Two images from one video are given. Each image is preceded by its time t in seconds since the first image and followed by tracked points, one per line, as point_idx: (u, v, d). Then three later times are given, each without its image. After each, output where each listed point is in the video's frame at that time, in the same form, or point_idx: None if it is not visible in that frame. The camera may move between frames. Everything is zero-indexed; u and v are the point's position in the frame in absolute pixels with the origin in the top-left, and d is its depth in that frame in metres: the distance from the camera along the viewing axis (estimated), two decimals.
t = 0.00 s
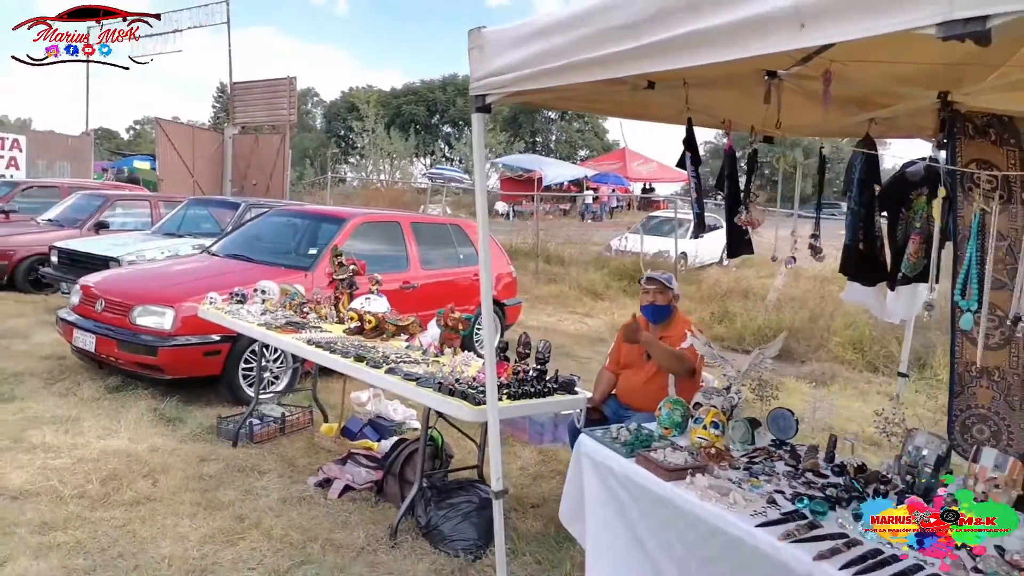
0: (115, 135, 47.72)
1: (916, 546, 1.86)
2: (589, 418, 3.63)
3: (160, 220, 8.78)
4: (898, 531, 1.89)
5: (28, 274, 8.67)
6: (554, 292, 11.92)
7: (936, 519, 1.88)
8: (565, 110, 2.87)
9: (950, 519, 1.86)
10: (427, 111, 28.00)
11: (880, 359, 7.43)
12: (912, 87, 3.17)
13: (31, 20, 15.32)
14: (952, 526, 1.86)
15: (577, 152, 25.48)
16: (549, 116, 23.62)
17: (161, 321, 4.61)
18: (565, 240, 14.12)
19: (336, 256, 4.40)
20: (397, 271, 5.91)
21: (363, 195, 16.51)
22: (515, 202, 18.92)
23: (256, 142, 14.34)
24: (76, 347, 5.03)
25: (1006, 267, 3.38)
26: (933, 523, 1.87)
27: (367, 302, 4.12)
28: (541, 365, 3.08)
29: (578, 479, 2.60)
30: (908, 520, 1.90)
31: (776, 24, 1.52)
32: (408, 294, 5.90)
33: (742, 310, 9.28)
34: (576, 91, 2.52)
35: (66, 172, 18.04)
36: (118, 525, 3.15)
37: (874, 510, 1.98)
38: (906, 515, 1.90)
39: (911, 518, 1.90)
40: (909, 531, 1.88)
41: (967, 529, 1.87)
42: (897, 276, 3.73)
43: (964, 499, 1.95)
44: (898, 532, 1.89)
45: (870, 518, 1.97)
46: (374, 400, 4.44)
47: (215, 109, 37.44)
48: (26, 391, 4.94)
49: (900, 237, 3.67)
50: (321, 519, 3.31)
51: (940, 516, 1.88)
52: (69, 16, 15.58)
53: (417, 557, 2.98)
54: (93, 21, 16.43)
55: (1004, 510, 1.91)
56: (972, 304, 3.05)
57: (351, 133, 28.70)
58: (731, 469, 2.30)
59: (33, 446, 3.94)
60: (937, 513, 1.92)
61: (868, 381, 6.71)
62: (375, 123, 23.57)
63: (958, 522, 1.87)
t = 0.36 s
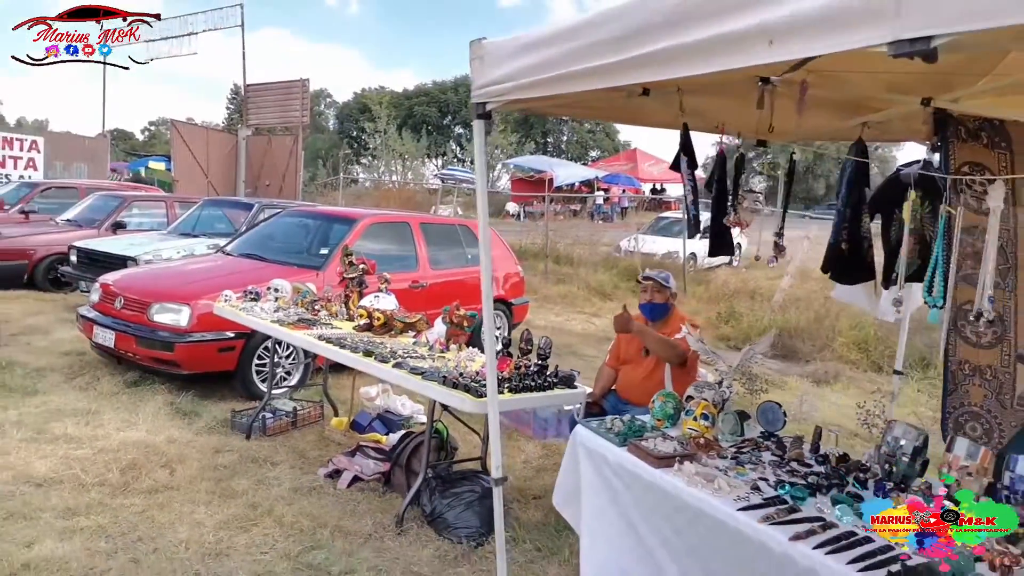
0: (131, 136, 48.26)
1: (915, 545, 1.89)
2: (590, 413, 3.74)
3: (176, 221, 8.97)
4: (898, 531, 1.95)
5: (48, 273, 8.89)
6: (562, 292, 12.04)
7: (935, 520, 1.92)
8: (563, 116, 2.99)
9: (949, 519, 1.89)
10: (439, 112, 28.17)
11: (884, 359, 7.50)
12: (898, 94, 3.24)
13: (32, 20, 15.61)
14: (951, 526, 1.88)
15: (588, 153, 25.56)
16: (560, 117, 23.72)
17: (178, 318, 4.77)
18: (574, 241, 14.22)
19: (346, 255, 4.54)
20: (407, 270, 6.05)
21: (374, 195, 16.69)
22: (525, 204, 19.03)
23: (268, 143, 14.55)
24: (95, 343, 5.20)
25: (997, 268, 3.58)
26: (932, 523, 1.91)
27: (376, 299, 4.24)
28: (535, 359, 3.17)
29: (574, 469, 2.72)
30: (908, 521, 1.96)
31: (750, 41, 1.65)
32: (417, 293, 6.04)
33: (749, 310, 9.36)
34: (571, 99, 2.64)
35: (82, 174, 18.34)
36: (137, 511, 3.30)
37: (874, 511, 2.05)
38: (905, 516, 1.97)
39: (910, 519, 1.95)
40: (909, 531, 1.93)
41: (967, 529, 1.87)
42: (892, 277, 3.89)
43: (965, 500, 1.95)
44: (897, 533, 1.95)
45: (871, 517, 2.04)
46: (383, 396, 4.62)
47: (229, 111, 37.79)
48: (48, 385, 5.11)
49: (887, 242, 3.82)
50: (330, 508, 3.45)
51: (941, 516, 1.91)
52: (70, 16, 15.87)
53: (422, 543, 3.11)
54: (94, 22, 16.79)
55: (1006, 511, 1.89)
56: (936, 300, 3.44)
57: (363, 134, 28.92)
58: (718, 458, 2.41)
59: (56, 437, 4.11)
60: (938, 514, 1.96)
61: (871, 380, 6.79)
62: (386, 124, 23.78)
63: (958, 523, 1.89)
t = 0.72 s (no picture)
0: (132, 140, 48.44)
1: (915, 546, 1.83)
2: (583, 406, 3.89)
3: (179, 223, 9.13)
4: (898, 531, 1.87)
5: (53, 275, 9.04)
6: (560, 294, 12.20)
7: (935, 520, 1.86)
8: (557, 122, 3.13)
9: (950, 520, 1.85)
10: (438, 116, 28.35)
11: (874, 359, 7.67)
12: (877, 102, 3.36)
13: (32, 21, 15.76)
14: (951, 526, 1.85)
15: (587, 157, 25.75)
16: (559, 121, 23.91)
17: (185, 317, 4.92)
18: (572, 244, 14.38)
19: (349, 256, 4.70)
20: (407, 271, 6.21)
21: (374, 199, 16.85)
22: (524, 207, 19.20)
23: (269, 147, 14.71)
24: (104, 342, 5.34)
25: (977, 268, 3.87)
26: (933, 523, 1.86)
27: (378, 299, 4.37)
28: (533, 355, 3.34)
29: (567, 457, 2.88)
30: (908, 521, 1.89)
31: (722, 58, 1.81)
32: (417, 293, 6.19)
33: (743, 311, 9.53)
34: (563, 108, 2.78)
35: (84, 178, 18.50)
36: (150, 499, 3.45)
37: (875, 510, 1.97)
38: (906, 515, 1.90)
39: (910, 518, 1.89)
40: (909, 531, 1.86)
41: (967, 530, 1.84)
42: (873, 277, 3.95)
43: (964, 500, 1.93)
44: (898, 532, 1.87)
45: (872, 519, 1.96)
46: (384, 392, 4.75)
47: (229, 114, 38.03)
48: (59, 382, 5.26)
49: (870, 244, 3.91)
50: (334, 497, 3.60)
51: (940, 516, 1.87)
52: (69, 16, 16.04)
53: (422, 530, 3.25)
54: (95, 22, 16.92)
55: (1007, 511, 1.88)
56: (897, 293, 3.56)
57: (363, 138, 29.10)
58: (701, 445, 2.57)
59: (69, 431, 4.26)
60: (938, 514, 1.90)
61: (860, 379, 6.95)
62: (386, 127, 23.95)
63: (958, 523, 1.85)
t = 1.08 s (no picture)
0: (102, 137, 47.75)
1: (916, 545, 1.93)
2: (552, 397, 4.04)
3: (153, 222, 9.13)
4: (898, 531, 1.96)
5: (26, 273, 9.00)
6: (534, 292, 12.36)
7: (935, 521, 1.96)
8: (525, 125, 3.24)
9: (950, 520, 1.96)
10: (413, 114, 28.36)
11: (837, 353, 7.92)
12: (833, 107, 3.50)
13: (34, 21, 15.78)
14: (952, 526, 1.96)
15: (562, 156, 25.94)
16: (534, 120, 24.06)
17: (162, 314, 4.99)
18: (547, 241, 14.53)
19: (325, 253, 4.80)
20: (382, 269, 6.32)
21: (349, 197, 16.87)
22: (499, 205, 19.33)
23: (244, 145, 14.68)
24: (81, 339, 5.39)
25: (926, 264, 4.10)
26: (933, 523, 1.96)
27: (354, 295, 4.49)
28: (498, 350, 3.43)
29: (536, 442, 3.04)
30: (908, 521, 1.99)
31: (672, 71, 1.96)
32: (393, 290, 6.31)
33: (713, 308, 9.76)
34: (532, 112, 2.91)
35: (54, 175, 18.29)
36: (131, 491, 3.54)
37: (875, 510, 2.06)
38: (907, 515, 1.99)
39: (912, 519, 1.98)
40: (910, 531, 1.96)
41: (967, 529, 1.96)
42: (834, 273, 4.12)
43: (964, 500, 2.04)
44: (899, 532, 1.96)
45: (871, 518, 2.04)
46: (361, 386, 4.83)
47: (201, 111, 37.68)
48: (35, 379, 5.31)
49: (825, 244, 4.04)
50: (312, 487, 3.72)
51: (940, 516, 1.97)
52: (70, 16, 15.85)
53: (397, 516, 3.38)
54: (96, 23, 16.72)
55: (1005, 510, 2.00)
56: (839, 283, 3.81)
57: (337, 136, 29.03)
58: (661, 429, 2.74)
59: (48, 426, 4.32)
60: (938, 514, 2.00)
61: (823, 373, 7.19)
62: (361, 126, 23.95)
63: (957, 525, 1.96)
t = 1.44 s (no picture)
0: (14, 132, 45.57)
1: (915, 545, 1.92)
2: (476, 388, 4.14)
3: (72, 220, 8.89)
4: (898, 531, 1.96)
5: None
6: (466, 288, 12.50)
7: (934, 521, 1.93)
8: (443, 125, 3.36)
9: (950, 520, 1.92)
10: (344, 111, 28.08)
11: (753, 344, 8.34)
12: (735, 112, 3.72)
13: (36, 21, 15.74)
14: (951, 526, 1.93)
15: (494, 154, 26.12)
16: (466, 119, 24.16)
17: (83, 313, 4.93)
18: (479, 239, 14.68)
19: (252, 251, 4.84)
20: (311, 266, 6.36)
21: (279, 195, 16.65)
22: (432, 203, 19.38)
23: (168, 142, 14.33)
24: None
25: (822, 257, 4.43)
26: (933, 523, 1.93)
27: (280, 291, 4.57)
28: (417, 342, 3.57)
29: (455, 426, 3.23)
30: (909, 520, 1.97)
31: (569, 79, 2.13)
32: (321, 287, 6.36)
33: (638, 302, 10.11)
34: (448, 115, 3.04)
35: None
36: (52, 488, 3.53)
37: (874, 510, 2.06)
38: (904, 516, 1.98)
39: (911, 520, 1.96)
40: (909, 531, 1.94)
41: (966, 529, 1.93)
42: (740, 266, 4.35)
43: (965, 499, 1.98)
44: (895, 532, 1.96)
45: (871, 518, 2.05)
46: (288, 381, 4.93)
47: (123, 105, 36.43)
48: None
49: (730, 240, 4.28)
50: (238, 479, 3.78)
51: (940, 516, 1.94)
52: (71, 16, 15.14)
53: (323, 504, 3.49)
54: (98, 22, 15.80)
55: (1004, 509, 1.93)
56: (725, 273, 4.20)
57: (266, 133, 28.50)
58: (570, 410, 2.95)
59: None
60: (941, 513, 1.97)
61: (739, 362, 7.57)
62: (291, 122, 23.59)
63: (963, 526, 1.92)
